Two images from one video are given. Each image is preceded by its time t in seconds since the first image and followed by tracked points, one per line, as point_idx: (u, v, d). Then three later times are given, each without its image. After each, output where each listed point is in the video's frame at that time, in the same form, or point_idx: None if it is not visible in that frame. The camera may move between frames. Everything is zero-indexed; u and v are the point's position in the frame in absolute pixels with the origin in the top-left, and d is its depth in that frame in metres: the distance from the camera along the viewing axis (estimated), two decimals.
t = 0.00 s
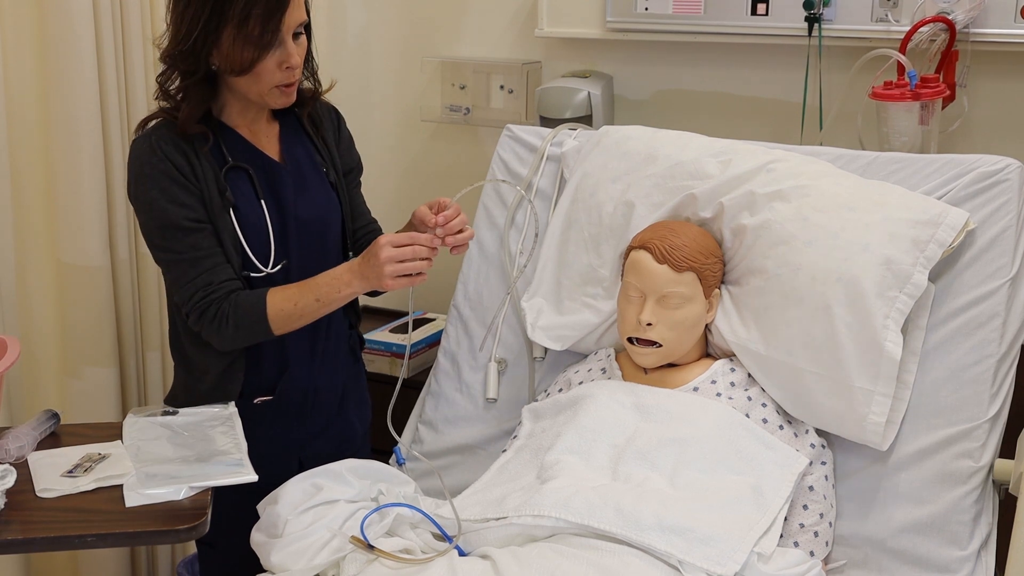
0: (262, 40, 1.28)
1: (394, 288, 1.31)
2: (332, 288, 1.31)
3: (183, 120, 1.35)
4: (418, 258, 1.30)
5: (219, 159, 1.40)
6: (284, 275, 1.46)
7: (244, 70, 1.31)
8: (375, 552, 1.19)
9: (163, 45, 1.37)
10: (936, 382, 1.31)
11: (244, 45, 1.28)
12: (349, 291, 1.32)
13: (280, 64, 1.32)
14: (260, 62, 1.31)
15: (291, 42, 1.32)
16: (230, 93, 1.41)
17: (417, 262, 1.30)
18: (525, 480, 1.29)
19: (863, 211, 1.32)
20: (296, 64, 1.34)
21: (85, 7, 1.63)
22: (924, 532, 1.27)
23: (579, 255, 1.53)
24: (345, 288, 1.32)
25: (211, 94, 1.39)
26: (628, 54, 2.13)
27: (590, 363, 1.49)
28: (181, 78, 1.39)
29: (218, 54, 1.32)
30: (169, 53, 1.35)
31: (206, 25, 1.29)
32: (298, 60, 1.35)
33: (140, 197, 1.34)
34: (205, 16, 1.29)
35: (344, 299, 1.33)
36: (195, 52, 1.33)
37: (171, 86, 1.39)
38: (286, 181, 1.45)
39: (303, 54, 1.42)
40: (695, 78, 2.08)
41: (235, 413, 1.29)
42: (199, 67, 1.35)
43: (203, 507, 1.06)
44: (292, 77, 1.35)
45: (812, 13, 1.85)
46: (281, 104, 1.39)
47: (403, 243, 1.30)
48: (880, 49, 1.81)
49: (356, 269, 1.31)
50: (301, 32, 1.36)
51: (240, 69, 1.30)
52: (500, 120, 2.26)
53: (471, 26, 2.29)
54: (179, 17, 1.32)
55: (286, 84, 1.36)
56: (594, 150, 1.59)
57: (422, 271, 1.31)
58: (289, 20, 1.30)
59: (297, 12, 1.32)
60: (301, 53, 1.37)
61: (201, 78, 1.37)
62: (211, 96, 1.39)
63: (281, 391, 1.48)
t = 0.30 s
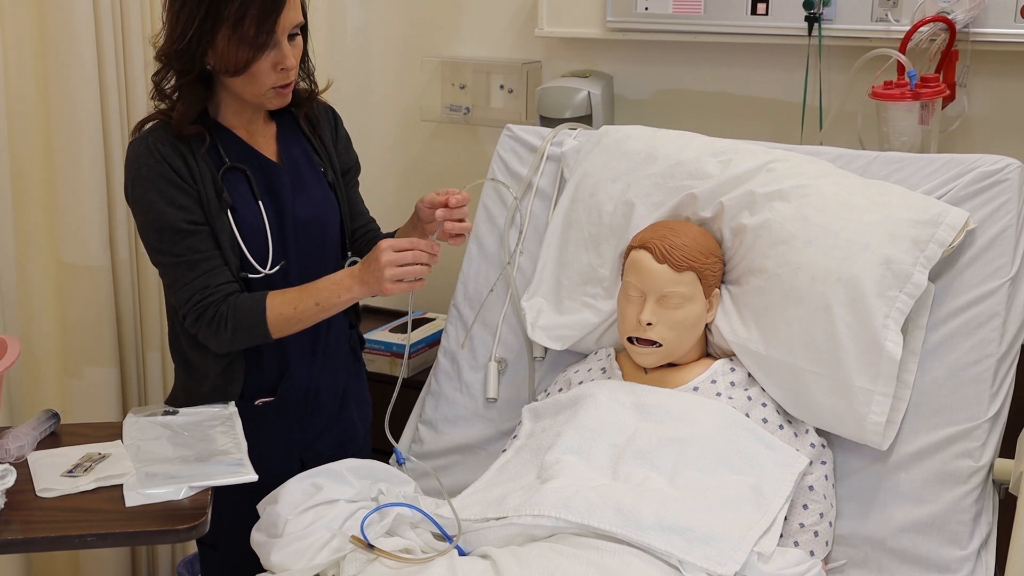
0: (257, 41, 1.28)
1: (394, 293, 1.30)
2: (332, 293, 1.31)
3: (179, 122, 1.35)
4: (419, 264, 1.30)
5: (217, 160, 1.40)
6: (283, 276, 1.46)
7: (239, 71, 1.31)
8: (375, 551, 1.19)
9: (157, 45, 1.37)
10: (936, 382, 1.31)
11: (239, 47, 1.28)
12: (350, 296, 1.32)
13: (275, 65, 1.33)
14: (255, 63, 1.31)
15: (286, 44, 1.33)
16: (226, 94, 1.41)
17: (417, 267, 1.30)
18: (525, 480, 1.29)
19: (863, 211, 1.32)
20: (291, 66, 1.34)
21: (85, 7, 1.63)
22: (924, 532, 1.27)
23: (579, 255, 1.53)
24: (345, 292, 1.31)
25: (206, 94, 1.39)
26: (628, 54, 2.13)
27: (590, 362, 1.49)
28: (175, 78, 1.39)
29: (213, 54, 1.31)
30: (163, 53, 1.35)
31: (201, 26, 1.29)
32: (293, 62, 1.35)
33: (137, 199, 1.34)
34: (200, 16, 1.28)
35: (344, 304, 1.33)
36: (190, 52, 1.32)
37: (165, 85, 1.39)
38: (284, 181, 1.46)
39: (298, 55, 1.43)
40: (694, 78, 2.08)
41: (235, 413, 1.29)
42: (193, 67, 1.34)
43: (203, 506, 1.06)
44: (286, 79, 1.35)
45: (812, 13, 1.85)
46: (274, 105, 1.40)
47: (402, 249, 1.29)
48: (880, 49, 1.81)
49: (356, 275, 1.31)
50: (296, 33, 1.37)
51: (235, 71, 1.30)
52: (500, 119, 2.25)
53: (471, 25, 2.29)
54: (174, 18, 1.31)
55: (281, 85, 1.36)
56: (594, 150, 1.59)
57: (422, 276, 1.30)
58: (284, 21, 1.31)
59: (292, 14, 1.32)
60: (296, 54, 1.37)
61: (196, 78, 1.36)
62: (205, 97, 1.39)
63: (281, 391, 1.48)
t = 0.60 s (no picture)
0: (257, 40, 1.28)
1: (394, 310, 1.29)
2: (332, 306, 1.32)
3: (176, 121, 1.35)
4: (421, 282, 1.30)
5: (215, 161, 1.40)
6: (282, 276, 1.46)
7: (238, 70, 1.31)
8: (376, 550, 1.18)
9: (156, 43, 1.37)
10: (936, 382, 1.31)
11: (239, 46, 1.29)
12: (349, 310, 1.32)
13: (275, 65, 1.33)
14: (255, 63, 1.31)
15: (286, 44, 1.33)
16: (224, 92, 1.41)
17: (419, 286, 1.29)
18: (525, 479, 1.29)
19: (863, 210, 1.32)
20: (290, 65, 1.34)
21: (85, 6, 1.63)
22: (924, 532, 1.27)
23: (579, 254, 1.53)
24: (345, 306, 1.32)
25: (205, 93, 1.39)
26: (628, 53, 2.13)
27: (590, 362, 1.49)
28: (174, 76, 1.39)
29: (213, 53, 1.31)
30: (162, 51, 1.34)
31: (201, 24, 1.29)
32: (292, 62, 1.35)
33: (135, 200, 1.34)
34: (200, 13, 1.28)
35: (344, 318, 1.33)
36: (190, 50, 1.32)
37: (163, 84, 1.39)
38: (283, 181, 1.45)
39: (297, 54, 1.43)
40: (695, 77, 2.08)
41: (235, 412, 1.29)
42: (192, 65, 1.34)
43: (203, 506, 1.06)
44: (285, 79, 1.36)
45: (813, 12, 1.85)
46: (272, 104, 1.40)
47: (405, 267, 1.29)
48: (880, 48, 1.81)
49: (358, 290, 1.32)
50: (296, 33, 1.37)
51: (235, 69, 1.31)
52: (501, 118, 2.25)
53: (471, 25, 2.29)
54: (173, 16, 1.31)
55: (280, 84, 1.36)
56: (594, 149, 1.59)
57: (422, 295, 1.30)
58: (285, 21, 1.31)
59: (292, 13, 1.32)
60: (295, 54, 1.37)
61: (194, 76, 1.36)
62: (204, 95, 1.39)
63: (281, 391, 1.48)
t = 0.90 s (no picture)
0: (259, 42, 1.28)
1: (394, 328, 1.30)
2: (332, 318, 1.32)
3: (176, 122, 1.35)
4: (423, 301, 1.30)
5: (214, 162, 1.40)
6: (281, 278, 1.46)
7: (240, 71, 1.31)
8: (375, 551, 1.18)
9: (155, 43, 1.37)
10: (936, 381, 1.31)
11: (242, 48, 1.29)
12: (348, 324, 1.33)
13: (276, 65, 1.33)
14: (257, 64, 1.31)
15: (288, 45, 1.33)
16: (223, 92, 1.41)
17: (420, 305, 1.30)
18: (525, 479, 1.29)
19: (863, 210, 1.32)
20: (291, 66, 1.34)
21: (84, 7, 1.63)
22: (924, 532, 1.27)
23: (579, 255, 1.53)
24: (345, 319, 1.33)
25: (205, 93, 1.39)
26: (628, 53, 2.13)
27: (590, 362, 1.49)
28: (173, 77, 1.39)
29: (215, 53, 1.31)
30: (162, 52, 1.34)
31: (202, 25, 1.29)
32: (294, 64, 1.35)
33: (134, 202, 1.34)
34: (202, 14, 1.28)
35: (343, 331, 1.34)
36: (191, 51, 1.32)
37: (163, 85, 1.39)
38: (282, 182, 1.45)
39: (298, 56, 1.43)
40: (694, 77, 2.08)
41: (235, 413, 1.29)
42: (194, 65, 1.34)
43: (203, 506, 1.06)
44: (286, 79, 1.35)
45: (812, 12, 1.85)
46: (271, 105, 1.39)
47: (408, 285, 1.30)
48: (880, 48, 1.81)
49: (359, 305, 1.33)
50: (297, 34, 1.37)
51: (237, 70, 1.31)
52: (500, 119, 2.25)
53: (471, 25, 2.29)
54: (174, 16, 1.31)
55: (281, 85, 1.36)
56: (594, 149, 1.58)
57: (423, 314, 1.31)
58: (288, 22, 1.31)
59: (295, 14, 1.32)
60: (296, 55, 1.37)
61: (195, 76, 1.36)
62: (204, 96, 1.39)
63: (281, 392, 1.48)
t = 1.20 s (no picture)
0: (260, 42, 1.29)
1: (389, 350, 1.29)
2: (327, 333, 1.32)
3: (176, 125, 1.35)
4: (420, 324, 1.29)
5: (213, 165, 1.40)
6: (281, 279, 1.46)
7: (241, 72, 1.31)
8: (375, 552, 1.19)
9: (154, 45, 1.37)
10: (936, 382, 1.31)
11: (243, 49, 1.29)
12: (342, 341, 1.33)
13: (277, 66, 1.33)
14: (257, 65, 1.31)
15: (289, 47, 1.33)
16: (223, 93, 1.41)
17: (417, 328, 1.28)
18: (525, 480, 1.29)
19: (863, 211, 1.32)
20: (292, 67, 1.35)
21: (84, 9, 1.63)
22: (924, 532, 1.27)
23: (578, 256, 1.53)
24: (340, 336, 1.32)
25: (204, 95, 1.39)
26: (628, 53, 2.13)
27: (590, 363, 1.49)
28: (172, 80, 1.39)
29: (216, 55, 1.31)
30: (161, 53, 1.34)
31: (203, 26, 1.29)
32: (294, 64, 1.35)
33: (133, 206, 1.34)
34: (203, 15, 1.28)
35: (339, 347, 1.34)
36: (192, 53, 1.32)
37: (162, 87, 1.39)
38: (280, 184, 1.45)
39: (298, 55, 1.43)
40: (694, 78, 2.08)
41: (235, 414, 1.29)
42: (194, 67, 1.34)
43: (203, 507, 1.06)
44: (286, 79, 1.36)
45: (812, 13, 1.85)
46: (270, 104, 1.39)
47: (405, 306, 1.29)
48: (879, 49, 1.81)
49: (356, 325, 1.32)
50: (297, 34, 1.37)
51: (239, 71, 1.31)
52: (500, 120, 2.25)
53: (471, 26, 2.29)
54: (173, 18, 1.31)
55: (281, 85, 1.36)
56: (594, 150, 1.58)
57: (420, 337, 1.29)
58: (289, 23, 1.31)
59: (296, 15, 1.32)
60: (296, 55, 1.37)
61: (195, 79, 1.36)
62: (203, 98, 1.39)
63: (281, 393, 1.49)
